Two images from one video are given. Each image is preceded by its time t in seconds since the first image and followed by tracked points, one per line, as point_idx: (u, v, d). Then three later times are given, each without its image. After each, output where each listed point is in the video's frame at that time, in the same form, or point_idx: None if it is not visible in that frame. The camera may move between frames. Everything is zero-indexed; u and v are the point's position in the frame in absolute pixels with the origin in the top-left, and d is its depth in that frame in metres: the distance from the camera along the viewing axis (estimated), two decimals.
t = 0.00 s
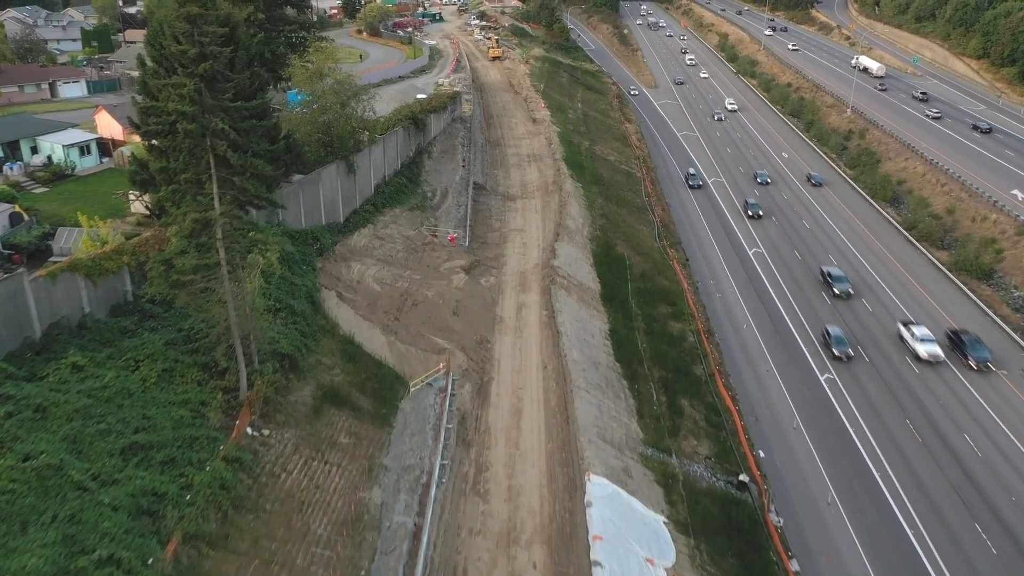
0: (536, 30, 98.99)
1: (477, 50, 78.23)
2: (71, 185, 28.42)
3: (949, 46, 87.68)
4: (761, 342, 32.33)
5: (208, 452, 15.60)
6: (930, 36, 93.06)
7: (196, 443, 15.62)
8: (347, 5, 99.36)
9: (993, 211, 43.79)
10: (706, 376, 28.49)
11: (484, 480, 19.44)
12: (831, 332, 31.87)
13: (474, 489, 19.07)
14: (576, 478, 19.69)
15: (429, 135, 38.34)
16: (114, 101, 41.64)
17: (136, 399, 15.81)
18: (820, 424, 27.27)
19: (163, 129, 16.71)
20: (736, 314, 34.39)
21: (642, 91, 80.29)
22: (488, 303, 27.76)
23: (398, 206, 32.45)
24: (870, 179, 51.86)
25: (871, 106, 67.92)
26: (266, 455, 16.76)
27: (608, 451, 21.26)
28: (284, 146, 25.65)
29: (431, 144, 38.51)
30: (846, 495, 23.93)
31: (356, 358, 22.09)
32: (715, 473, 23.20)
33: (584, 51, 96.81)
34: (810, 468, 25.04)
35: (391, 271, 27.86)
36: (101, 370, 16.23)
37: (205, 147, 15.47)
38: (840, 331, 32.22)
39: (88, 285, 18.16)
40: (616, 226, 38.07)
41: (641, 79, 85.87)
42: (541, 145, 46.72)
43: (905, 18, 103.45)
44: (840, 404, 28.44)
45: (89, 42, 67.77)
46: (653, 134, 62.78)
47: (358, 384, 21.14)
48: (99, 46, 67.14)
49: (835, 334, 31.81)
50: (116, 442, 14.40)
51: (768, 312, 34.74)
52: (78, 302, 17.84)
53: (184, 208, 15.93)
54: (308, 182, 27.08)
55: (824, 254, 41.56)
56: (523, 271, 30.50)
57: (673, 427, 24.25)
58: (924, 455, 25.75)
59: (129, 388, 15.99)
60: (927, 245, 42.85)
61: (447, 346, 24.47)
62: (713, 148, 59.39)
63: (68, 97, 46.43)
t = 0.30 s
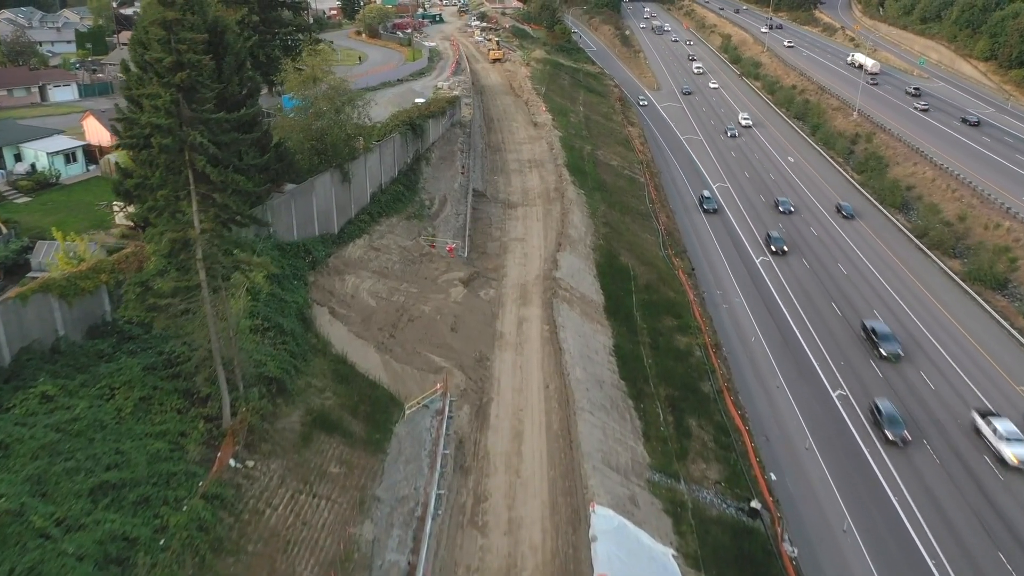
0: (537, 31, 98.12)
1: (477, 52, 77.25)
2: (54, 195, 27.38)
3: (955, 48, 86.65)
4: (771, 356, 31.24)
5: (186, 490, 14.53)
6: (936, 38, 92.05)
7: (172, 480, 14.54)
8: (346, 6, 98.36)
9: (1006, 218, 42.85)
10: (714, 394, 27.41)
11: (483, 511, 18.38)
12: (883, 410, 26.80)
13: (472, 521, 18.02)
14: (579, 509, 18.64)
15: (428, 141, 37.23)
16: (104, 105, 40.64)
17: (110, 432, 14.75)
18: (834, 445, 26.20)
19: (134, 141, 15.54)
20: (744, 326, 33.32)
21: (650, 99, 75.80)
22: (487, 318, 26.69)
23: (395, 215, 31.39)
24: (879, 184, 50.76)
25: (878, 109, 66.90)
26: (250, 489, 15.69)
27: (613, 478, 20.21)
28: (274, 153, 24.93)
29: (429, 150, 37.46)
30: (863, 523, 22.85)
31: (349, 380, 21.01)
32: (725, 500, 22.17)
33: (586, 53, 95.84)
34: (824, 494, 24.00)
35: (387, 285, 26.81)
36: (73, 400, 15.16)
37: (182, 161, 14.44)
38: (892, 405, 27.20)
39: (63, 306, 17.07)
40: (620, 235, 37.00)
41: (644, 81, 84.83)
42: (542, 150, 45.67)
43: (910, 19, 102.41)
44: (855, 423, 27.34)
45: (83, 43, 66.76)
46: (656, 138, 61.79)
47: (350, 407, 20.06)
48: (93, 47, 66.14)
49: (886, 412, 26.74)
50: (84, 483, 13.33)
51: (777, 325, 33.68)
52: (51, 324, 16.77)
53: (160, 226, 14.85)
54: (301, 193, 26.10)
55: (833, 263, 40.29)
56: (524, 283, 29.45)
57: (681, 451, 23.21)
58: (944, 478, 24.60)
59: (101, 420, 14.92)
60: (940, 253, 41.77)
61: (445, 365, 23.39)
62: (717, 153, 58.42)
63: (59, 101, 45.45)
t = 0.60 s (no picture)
0: (539, 33, 97.09)
1: (478, 53, 76.23)
2: (36, 205, 26.31)
3: (962, 50, 85.59)
4: (780, 371, 30.24)
5: (160, 534, 13.43)
6: (942, 39, 91.02)
7: (145, 523, 13.44)
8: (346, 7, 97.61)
9: (1020, 226, 41.82)
10: (723, 412, 26.35)
11: (481, 546, 17.28)
12: (958, 521, 22.10)
13: (470, 557, 16.92)
14: (584, 544, 17.56)
15: (426, 147, 36.17)
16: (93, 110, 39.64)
17: (78, 470, 13.70)
18: (848, 466, 25.19)
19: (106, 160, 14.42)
20: (752, 339, 32.33)
21: (661, 112, 70.76)
22: (487, 334, 25.61)
23: (391, 225, 30.33)
24: (887, 190, 49.65)
25: (884, 112, 65.80)
26: (230, 529, 14.59)
27: (620, 509, 19.14)
28: (263, 163, 24.18)
29: (427, 156, 36.37)
30: (881, 552, 21.84)
31: (341, 404, 19.92)
32: (736, 529, 21.11)
33: (587, 54, 94.84)
34: (840, 520, 22.99)
35: (383, 299, 25.74)
36: (40, 435, 14.09)
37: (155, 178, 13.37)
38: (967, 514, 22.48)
39: (34, 330, 15.95)
40: (623, 244, 35.92)
41: (646, 83, 83.84)
42: (544, 156, 44.62)
43: (915, 21, 101.38)
44: (869, 443, 26.33)
45: (77, 46, 65.72)
46: (660, 141, 60.77)
47: (342, 434, 18.98)
48: (87, 49, 65.18)
49: (962, 524, 22.03)
50: (47, 530, 12.22)
51: (787, 338, 32.63)
52: (21, 350, 15.65)
53: (133, 248, 13.77)
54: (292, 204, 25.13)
55: (843, 273, 39.23)
56: (525, 297, 28.38)
57: (690, 476, 22.17)
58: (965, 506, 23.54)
59: (69, 458, 13.81)
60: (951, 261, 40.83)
61: (442, 385, 22.29)
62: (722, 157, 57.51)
63: (48, 105, 44.49)
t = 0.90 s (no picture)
0: (540, 35, 96.09)
1: (478, 55, 75.20)
2: (16, 216, 25.23)
3: (968, 52, 84.60)
4: (791, 387, 29.24)
5: None
6: (948, 41, 89.99)
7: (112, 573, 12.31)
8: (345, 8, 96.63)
9: None
10: (732, 433, 25.31)
11: None
12: None
13: None
14: None
15: (423, 154, 35.09)
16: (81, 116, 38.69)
17: (41, 515, 12.62)
18: (865, 490, 24.15)
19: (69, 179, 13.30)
20: (761, 353, 31.33)
21: (673, 124, 66.39)
22: (486, 351, 24.53)
23: (387, 235, 29.31)
24: (896, 196, 48.51)
25: (891, 116, 64.70)
26: None
27: (626, 544, 18.07)
28: (252, 173, 23.36)
29: (425, 163, 35.30)
30: None
31: (331, 431, 18.83)
32: (748, 562, 20.09)
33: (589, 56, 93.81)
34: (858, 548, 21.98)
35: (377, 315, 24.67)
36: (0, 475, 13.01)
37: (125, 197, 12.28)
38: None
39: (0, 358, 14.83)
40: (627, 254, 34.82)
41: (648, 85, 82.78)
42: (545, 161, 43.56)
43: (920, 22, 100.41)
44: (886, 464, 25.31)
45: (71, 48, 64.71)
46: (663, 145, 59.74)
47: (332, 464, 17.88)
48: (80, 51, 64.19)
49: None
50: None
51: (797, 352, 31.60)
52: None
53: (101, 274, 12.69)
54: (282, 217, 24.10)
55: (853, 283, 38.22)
56: (525, 311, 27.31)
57: (699, 504, 21.11)
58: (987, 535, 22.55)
59: (31, 502, 12.71)
60: (964, 270, 39.91)
61: (439, 408, 21.20)
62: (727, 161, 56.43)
63: (37, 109, 43.67)
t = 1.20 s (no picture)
0: (541, 36, 95.05)
1: (478, 57, 74.14)
2: None
3: (975, 54, 83.66)
4: (802, 404, 28.22)
5: None
6: (954, 42, 88.99)
7: None
8: (344, 10, 95.76)
9: None
10: (743, 455, 24.24)
11: None
12: None
13: None
14: None
15: (422, 162, 34.00)
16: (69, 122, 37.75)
17: None
18: (883, 517, 23.03)
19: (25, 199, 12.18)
20: (770, 367, 30.31)
21: (683, 139, 62.13)
22: (486, 370, 23.44)
23: (382, 246, 28.24)
24: (906, 202, 47.35)
25: (898, 119, 63.51)
26: None
27: None
28: (240, 185, 22.26)
29: (423, 171, 34.21)
30: None
31: (320, 460, 17.73)
32: None
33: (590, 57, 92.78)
34: None
35: (371, 333, 23.59)
36: None
37: (87, 222, 11.20)
38: None
39: None
40: (631, 264, 33.72)
41: (651, 87, 81.72)
42: (546, 167, 42.51)
43: (925, 23, 99.53)
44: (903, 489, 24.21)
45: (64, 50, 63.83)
46: (666, 149, 58.65)
47: (320, 497, 16.78)
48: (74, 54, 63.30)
49: None
50: None
51: (808, 367, 30.57)
52: None
53: (61, 305, 11.57)
54: (272, 230, 23.06)
55: (864, 294, 37.22)
56: (527, 327, 26.23)
57: (709, 535, 20.05)
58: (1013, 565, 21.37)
59: None
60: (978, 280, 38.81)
61: (435, 433, 20.10)
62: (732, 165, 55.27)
63: (25, 112, 42.98)
